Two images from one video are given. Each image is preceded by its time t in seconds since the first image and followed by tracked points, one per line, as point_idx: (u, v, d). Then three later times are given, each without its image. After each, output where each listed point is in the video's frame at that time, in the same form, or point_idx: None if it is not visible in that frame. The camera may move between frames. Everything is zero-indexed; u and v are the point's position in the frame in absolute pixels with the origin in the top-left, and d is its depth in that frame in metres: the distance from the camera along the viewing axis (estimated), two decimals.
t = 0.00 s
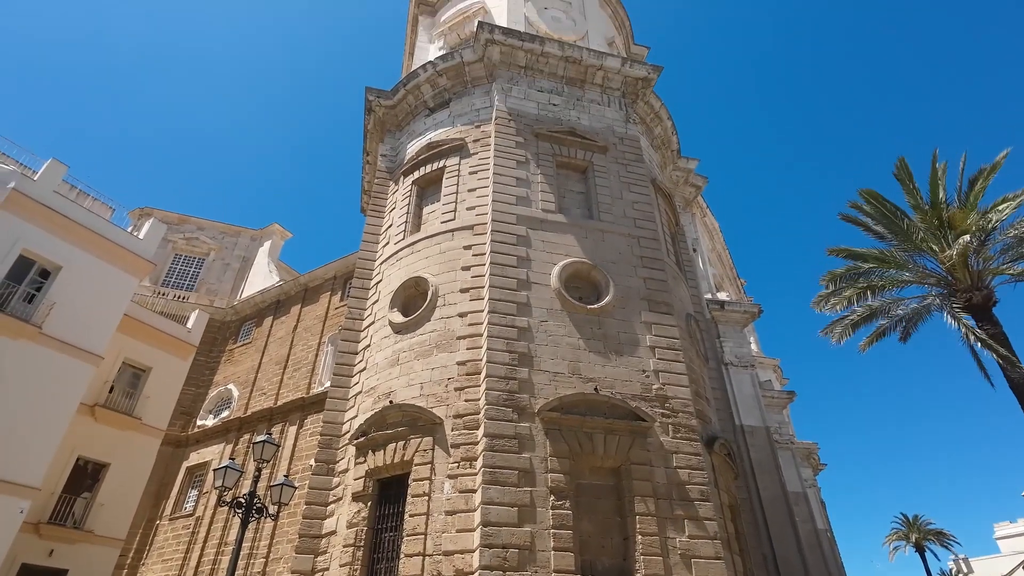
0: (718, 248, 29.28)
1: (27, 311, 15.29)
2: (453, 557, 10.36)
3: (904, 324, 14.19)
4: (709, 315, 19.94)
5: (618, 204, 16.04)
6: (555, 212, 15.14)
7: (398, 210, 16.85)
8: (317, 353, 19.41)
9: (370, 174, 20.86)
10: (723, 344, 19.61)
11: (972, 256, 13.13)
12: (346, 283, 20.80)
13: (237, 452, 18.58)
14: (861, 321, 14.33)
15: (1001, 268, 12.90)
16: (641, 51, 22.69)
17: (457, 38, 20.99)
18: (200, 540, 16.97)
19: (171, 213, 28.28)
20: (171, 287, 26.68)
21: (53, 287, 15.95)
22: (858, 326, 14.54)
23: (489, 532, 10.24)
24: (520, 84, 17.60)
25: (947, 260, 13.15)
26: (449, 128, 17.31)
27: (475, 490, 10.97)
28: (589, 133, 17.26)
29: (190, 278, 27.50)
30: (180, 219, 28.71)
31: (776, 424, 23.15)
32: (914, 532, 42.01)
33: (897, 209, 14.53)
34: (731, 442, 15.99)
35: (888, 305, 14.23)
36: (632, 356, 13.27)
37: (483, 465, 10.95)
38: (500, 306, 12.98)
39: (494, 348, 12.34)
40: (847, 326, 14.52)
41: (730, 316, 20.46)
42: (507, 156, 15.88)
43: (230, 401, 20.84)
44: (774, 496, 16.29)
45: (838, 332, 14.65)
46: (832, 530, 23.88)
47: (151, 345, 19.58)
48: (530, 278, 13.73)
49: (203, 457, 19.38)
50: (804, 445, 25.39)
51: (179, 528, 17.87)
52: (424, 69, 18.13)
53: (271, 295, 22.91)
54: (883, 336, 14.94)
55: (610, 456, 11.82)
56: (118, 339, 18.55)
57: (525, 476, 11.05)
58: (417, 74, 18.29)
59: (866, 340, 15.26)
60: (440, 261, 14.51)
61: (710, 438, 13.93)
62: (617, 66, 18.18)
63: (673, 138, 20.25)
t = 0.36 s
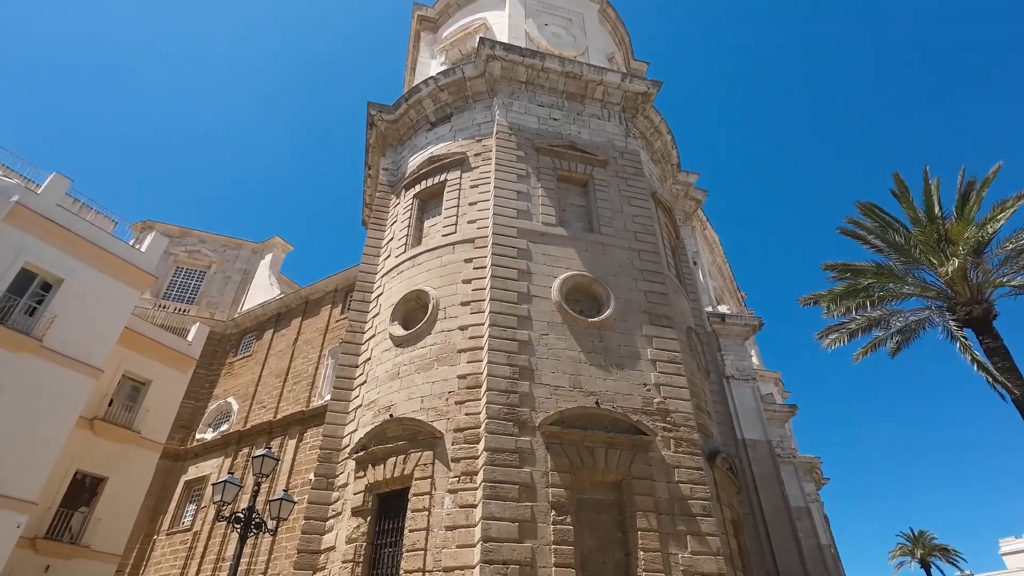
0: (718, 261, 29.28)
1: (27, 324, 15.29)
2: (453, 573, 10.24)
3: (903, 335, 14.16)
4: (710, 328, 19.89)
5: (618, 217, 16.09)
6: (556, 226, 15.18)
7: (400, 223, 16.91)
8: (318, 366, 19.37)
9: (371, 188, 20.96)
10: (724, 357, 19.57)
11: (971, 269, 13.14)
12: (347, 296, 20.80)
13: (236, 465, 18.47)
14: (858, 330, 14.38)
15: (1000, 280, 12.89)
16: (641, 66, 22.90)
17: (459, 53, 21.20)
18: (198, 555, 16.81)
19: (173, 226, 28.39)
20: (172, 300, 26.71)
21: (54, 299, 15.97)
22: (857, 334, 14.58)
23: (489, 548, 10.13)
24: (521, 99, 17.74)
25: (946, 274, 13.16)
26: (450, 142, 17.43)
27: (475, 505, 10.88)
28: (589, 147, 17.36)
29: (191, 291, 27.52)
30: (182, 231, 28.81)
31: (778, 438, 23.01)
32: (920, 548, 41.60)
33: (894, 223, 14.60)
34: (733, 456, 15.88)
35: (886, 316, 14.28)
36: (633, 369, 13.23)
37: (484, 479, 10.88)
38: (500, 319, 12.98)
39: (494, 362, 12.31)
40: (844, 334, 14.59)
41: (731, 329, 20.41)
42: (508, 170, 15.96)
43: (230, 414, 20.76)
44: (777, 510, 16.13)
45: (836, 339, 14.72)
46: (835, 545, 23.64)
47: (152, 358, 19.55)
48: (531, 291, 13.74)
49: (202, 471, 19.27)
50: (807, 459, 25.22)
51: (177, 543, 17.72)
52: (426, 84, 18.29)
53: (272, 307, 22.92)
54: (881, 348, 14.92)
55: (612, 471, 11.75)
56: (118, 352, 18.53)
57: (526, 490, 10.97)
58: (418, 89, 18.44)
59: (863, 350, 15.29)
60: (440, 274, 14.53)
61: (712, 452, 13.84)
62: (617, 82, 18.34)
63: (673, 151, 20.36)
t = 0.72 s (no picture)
0: (718, 275, 29.27)
1: (27, 338, 15.28)
2: None
3: (903, 349, 14.23)
4: (710, 342, 19.85)
5: (618, 231, 16.13)
6: (555, 240, 15.22)
7: (400, 238, 16.95)
8: (317, 381, 19.31)
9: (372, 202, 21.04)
10: (726, 372, 19.51)
11: (969, 283, 13.15)
12: (348, 310, 20.80)
13: (234, 481, 18.33)
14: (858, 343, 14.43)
15: (998, 294, 12.90)
16: (640, 83, 23.10)
17: (460, 70, 21.41)
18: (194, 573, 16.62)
19: (174, 241, 28.49)
20: (172, 314, 26.70)
21: (54, 314, 15.98)
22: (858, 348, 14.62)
23: (489, 565, 10.01)
24: (521, 115, 17.87)
25: (945, 288, 13.13)
26: (450, 157, 17.53)
27: (475, 521, 10.77)
28: (588, 162, 17.46)
29: (191, 305, 27.53)
30: (183, 245, 28.90)
31: (779, 453, 22.87)
32: (925, 564, 41.15)
33: (891, 238, 14.68)
34: (735, 472, 15.76)
35: (885, 329, 14.35)
36: (634, 384, 13.17)
37: (483, 495, 10.78)
38: (500, 334, 12.95)
39: (494, 376, 12.27)
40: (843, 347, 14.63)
41: (731, 343, 20.36)
42: (508, 185, 16.03)
43: (228, 429, 20.65)
44: (780, 527, 15.97)
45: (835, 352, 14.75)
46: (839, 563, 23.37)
47: (151, 372, 19.51)
48: (531, 305, 13.73)
49: (199, 487, 19.14)
50: (810, 475, 25.01)
51: (173, 560, 17.53)
52: (427, 100, 18.45)
53: (272, 322, 22.91)
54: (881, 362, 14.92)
55: (612, 487, 11.65)
56: (117, 366, 18.49)
57: (526, 506, 10.87)
58: (419, 105, 18.60)
59: (862, 364, 15.31)
60: (440, 288, 14.54)
61: (714, 467, 13.75)
62: (617, 98, 18.48)
63: (672, 166, 20.48)
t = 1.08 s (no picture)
0: (718, 289, 29.25)
1: (26, 354, 15.25)
2: None
3: (903, 364, 14.19)
4: (711, 356, 19.78)
5: (617, 246, 16.18)
6: (555, 255, 15.25)
7: (400, 253, 16.99)
8: (317, 396, 19.23)
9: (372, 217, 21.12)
10: (727, 387, 19.43)
11: (968, 298, 13.16)
12: (348, 325, 20.79)
13: (232, 498, 18.17)
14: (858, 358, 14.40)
15: (997, 309, 12.90)
16: (639, 99, 23.31)
17: (460, 87, 21.62)
18: None
19: (175, 256, 28.57)
20: (172, 329, 26.67)
21: (54, 329, 15.97)
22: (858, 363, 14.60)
23: None
24: (521, 131, 18.01)
25: (944, 303, 13.14)
26: (450, 173, 17.63)
27: (474, 538, 10.66)
28: (588, 178, 17.55)
29: (191, 319, 27.52)
30: (184, 261, 28.97)
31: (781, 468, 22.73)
32: None
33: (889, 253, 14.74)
34: (737, 487, 15.63)
35: (885, 343, 14.33)
36: (634, 399, 13.12)
37: (483, 512, 10.68)
38: (500, 348, 12.93)
39: (494, 392, 12.23)
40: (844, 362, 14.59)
41: (732, 357, 20.29)
42: (508, 201, 16.09)
43: (227, 445, 20.53)
44: (783, 543, 15.80)
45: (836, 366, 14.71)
46: None
47: (150, 388, 19.45)
48: (531, 320, 13.73)
49: (197, 503, 18.98)
50: (813, 491, 24.80)
51: None
52: (428, 117, 18.59)
53: (272, 337, 22.88)
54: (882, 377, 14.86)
55: (613, 504, 11.55)
56: (116, 382, 18.43)
57: (526, 523, 10.77)
58: (420, 121, 18.75)
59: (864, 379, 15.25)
60: (440, 302, 14.55)
61: (715, 484, 13.65)
62: (616, 114, 18.62)
63: (671, 182, 20.59)
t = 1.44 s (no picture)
0: (718, 302, 29.20)
1: (25, 367, 15.22)
2: None
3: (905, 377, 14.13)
4: (712, 370, 19.70)
5: (617, 260, 16.19)
6: (555, 268, 15.26)
7: (400, 267, 17.01)
8: (316, 410, 19.14)
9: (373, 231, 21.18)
10: (728, 401, 19.33)
11: (968, 312, 13.14)
12: (347, 338, 20.76)
13: (229, 513, 18.02)
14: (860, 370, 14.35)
15: (997, 322, 12.88)
16: (639, 114, 23.47)
17: (461, 102, 21.79)
18: None
19: (176, 269, 28.62)
20: (172, 342, 26.62)
21: (54, 342, 15.95)
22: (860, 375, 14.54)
23: None
24: (521, 145, 18.11)
25: (944, 316, 13.11)
26: (450, 187, 17.71)
27: (474, 555, 10.54)
28: (588, 192, 17.61)
29: (191, 333, 27.49)
30: (185, 274, 29.01)
31: (784, 483, 22.57)
32: None
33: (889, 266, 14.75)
34: (739, 502, 15.49)
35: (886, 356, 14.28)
36: (635, 413, 13.05)
37: (483, 528, 10.57)
38: (500, 362, 12.90)
39: (494, 405, 12.17)
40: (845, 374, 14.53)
41: (733, 371, 20.21)
42: (508, 215, 16.14)
43: (225, 460, 20.40)
44: (787, 560, 15.62)
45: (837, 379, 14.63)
46: None
47: (149, 402, 19.37)
48: (531, 333, 13.71)
49: (194, 519, 18.82)
50: (817, 506, 24.54)
51: None
52: (428, 131, 18.71)
53: (272, 350, 22.82)
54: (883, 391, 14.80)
55: (614, 519, 11.43)
56: (115, 395, 18.37)
57: (526, 539, 10.66)
58: (421, 136, 18.87)
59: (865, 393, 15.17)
60: (440, 316, 14.54)
61: (717, 499, 13.53)
62: (615, 128, 18.73)
63: (671, 196, 20.67)
